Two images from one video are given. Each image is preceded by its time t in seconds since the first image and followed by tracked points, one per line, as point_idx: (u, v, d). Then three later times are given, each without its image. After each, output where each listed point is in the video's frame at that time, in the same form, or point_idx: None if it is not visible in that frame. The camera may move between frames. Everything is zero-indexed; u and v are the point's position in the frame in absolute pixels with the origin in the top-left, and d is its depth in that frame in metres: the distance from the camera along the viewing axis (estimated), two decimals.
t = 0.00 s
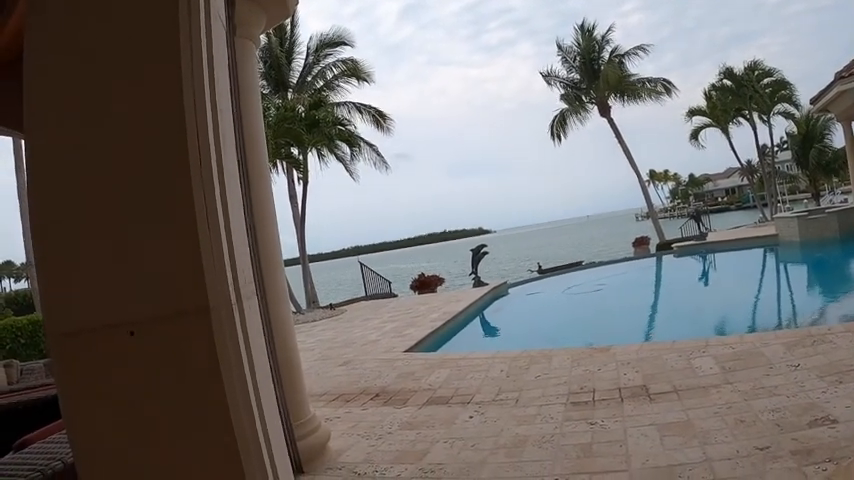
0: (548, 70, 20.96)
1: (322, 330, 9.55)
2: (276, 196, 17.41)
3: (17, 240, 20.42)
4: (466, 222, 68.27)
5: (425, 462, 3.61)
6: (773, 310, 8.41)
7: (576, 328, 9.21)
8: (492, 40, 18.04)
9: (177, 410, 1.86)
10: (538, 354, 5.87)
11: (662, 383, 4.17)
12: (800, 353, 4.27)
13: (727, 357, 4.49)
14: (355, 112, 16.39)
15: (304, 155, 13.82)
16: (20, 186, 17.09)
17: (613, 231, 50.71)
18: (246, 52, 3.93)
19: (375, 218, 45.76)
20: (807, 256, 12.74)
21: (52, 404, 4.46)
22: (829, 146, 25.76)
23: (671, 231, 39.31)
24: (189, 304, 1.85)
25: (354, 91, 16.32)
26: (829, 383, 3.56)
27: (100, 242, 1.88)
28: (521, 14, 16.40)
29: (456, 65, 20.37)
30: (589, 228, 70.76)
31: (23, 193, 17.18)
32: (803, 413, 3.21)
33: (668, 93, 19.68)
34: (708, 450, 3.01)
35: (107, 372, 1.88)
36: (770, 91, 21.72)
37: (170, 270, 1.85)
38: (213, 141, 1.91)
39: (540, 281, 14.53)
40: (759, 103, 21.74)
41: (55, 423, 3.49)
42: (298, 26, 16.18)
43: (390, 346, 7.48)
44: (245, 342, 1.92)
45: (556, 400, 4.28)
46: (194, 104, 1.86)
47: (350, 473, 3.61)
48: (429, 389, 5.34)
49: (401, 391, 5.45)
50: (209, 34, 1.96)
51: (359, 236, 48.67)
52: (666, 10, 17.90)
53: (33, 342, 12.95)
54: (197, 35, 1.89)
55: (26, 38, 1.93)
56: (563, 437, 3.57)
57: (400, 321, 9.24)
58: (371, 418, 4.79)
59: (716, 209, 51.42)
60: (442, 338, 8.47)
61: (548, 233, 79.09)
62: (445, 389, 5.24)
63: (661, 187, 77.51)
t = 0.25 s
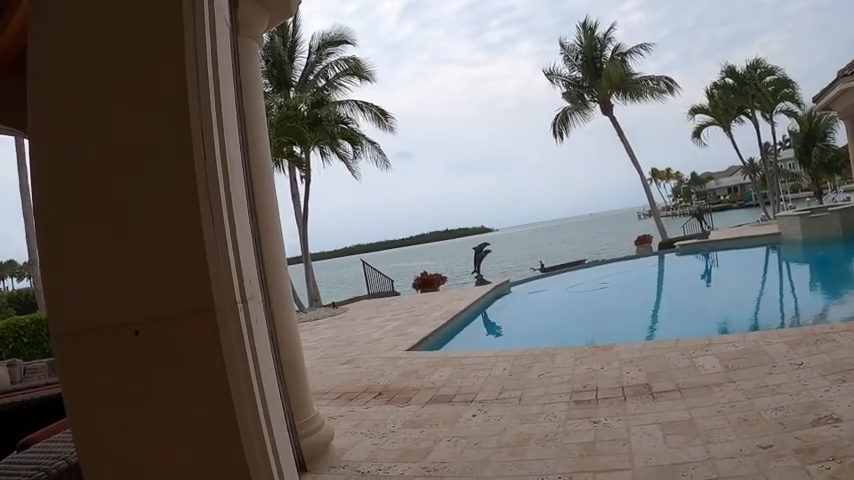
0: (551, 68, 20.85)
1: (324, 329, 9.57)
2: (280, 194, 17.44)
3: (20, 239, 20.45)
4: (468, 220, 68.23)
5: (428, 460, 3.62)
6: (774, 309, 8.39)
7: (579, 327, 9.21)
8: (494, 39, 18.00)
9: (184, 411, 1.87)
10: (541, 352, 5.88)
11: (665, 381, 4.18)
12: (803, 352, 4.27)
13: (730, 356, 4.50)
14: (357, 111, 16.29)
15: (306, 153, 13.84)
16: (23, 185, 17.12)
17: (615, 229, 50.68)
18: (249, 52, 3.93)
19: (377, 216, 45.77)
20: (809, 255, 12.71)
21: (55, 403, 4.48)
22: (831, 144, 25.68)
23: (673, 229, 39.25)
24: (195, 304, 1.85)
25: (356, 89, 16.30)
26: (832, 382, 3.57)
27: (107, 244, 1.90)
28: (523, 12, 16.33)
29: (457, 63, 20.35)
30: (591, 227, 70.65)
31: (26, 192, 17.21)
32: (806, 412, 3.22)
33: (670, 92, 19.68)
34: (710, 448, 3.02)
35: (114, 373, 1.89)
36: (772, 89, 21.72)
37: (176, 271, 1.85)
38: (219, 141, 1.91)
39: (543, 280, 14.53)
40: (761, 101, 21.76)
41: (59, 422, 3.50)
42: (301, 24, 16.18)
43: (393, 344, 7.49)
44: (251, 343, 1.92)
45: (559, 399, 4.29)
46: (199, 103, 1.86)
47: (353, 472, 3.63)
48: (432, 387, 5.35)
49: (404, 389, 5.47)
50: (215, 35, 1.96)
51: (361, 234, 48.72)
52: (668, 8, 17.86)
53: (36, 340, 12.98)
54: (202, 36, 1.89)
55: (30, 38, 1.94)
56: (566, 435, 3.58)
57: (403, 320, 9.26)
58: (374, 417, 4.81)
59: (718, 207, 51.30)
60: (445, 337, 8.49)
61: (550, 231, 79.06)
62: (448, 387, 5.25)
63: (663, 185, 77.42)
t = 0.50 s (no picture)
0: (553, 68, 20.83)
1: (327, 327, 9.58)
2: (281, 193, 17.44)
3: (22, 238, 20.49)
4: (469, 219, 68.17)
5: (430, 458, 3.64)
6: (777, 308, 8.38)
7: (581, 325, 9.22)
8: (495, 37, 17.95)
9: (186, 409, 1.89)
10: (543, 350, 5.88)
11: (668, 379, 4.18)
12: (805, 350, 4.28)
13: (732, 354, 4.50)
14: (359, 109, 16.31)
15: (308, 152, 13.85)
16: (25, 184, 17.16)
17: (617, 228, 50.66)
18: (251, 51, 3.94)
19: (379, 215, 45.76)
20: (812, 253, 12.69)
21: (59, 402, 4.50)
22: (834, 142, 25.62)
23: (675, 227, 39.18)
24: (198, 302, 1.86)
25: (358, 88, 16.33)
26: (834, 380, 3.57)
27: (109, 244, 1.91)
28: (524, 11, 16.27)
29: (459, 62, 20.33)
30: (593, 225, 70.55)
31: (28, 191, 17.25)
32: (808, 411, 3.22)
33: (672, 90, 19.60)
34: (713, 446, 3.03)
35: (117, 372, 1.91)
36: (775, 87, 21.71)
37: (179, 270, 1.87)
38: (222, 140, 1.92)
39: (544, 278, 14.54)
40: (763, 100, 21.80)
41: (63, 420, 3.52)
42: (303, 24, 16.15)
43: (395, 343, 7.51)
44: (253, 343, 1.93)
45: (561, 397, 4.30)
46: (202, 103, 1.87)
47: (356, 470, 3.64)
48: (435, 385, 5.36)
49: (406, 388, 5.48)
50: (217, 34, 1.97)
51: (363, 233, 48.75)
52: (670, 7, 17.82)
53: (38, 339, 13.02)
54: (205, 34, 1.90)
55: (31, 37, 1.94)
56: (568, 434, 3.59)
57: (405, 318, 9.26)
58: (376, 415, 4.82)
59: (721, 205, 51.18)
60: (447, 335, 8.49)
61: (552, 230, 79.06)
62: (450, 385, 5.26)
63: (664, 184, 77.37)
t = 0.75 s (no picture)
0: (555, 68, 20.78)
1: (329, 326, 9.60)
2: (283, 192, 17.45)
3: (25, 237, 20.54)
4: (471, 217, 68.16)
5: (433, 457, 3.65)
6: (780, 306, 8.37)
7: (583, 324, 9.22)
8: (497, 35, 17.93)
9: (191, 406, 1.90)
10: (545, 349, 5.89)
11: (670, 378, 4.18)
12: (808, 348, 4.28)
13: (734, 353, 4.50)
14: (361, 108, 16.42)
15: (310, 150, 13.85)
16: (28, 183, 17.21)
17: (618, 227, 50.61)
18: (253, 50, 3.95)
19: (380, 214, 45.78)
20: (814, 252, 12.68)
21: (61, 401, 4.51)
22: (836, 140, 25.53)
23: (677, 226, 39.11)
24: (202, 299, 1.87)
25: (360, 87, 16.36)
26: (836, 379, 3.57)
27: (114, 241, 1.92)
28: (526, 10, 16.23)
29: (460, 60, 20.31)
30: (595, 224, 70.47)
31: (31, 190, 17.30)
32: (810, 409, 3.22)
33: (674, 88, 19.53)
34: (715, 444, 3.03)
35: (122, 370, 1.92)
36: (776, 86, 21.57)
37: (183, 268, 1.87)
38: (225, 139, 1.93)
39: (547, 277, 14.54)
40: (765, 98, 21.69)
41: (66, 419, 3.54)
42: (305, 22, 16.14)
43: (398, 341, 7.51)
44: (257, 339, 1.94)
45: (564, 395, 4.31)
46: (205, 101, 1.88)
47: (358, 468, 3.66)
48: (437, 384, 5.37)
49: (408, 386, 5.49)
50: (220, 32, 1.97)
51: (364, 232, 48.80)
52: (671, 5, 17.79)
53: (41, 338, 13.06)
54: (208, 33, 1.90)
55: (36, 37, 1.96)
56: (570, 432, 3.60)
57: (407, 317, 9.27)
58: (378, 414, 4.83)
59: (722, 204, 51.08)
60: (449, 334, 8.51)
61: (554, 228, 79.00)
62: (453, 384, 5.27)
63: (666, 182, 77.27)
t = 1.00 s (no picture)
0: (556, 66, 20.89)
1: (331, 324, 9.62)
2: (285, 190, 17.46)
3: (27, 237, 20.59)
4: (472, 216, 68.13)
5: (434, 455, 3.66)
6: (781, 305, 8.37)
7: (584, 322, 9.24)
8: (498, 34, 17.92)
9: (194, 404, 1.91)
10: (547, 347, 5.89)
11: (672, 376, 4.19)
12: (809, 346, 4.28)
13: (736, 351, 4.50)
14: (363, 106, 16.51)
15: (312, 149, 13.84)
16: (30, 183, 17.24)
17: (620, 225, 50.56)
18: (255, 49, 3.96)
19: (382, 213, 45.79)
20: (816, 250, 12.67)
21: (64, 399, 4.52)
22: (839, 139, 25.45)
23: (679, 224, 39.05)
24: (204, 297, 1.88)
25: (362, 86, 16.35)
26: (838, 377, 3.57)
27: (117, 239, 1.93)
28: (527, 9, 16.18)
29: (462, 59, 20.30)
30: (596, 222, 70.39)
31: (33, 189, 17.33)
32: (812, 407, 3.23)
33: (676, 87, 19.51)
34: (717, 442, 3.04)
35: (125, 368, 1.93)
36: (778, 84, 21.45)
37: (186, 266, 1.88)
38: (227, 136, 1.93)
39: (548, 275, 14.54)
40: (766, 96, 21.50)
41: (68, 418, 3.54)
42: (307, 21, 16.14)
43: (400, 340, 7.53)
44: (259, 336, 1.95)
45: (566, 393, 4.31)
46: (207, 99, 1.89)
47: (361, 466, 3.67)
48: (439, 382, 5.38)
49: (410, 384, 5.51)
50: (221, 31, 1.98)
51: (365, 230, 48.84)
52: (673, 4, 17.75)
53: (43, 337, 13.10)
54: (210, 32, 1.91)
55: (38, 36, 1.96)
56: (572, 430, 3.61)
57: (409, 315, 9.29)
58: (380, 412, 4.85)
59: (724, 202, 50.98)
60: (451, 332, 8.52)
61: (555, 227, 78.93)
62: (454, 382, 5.28)
63: (668, 180, 77.15)
